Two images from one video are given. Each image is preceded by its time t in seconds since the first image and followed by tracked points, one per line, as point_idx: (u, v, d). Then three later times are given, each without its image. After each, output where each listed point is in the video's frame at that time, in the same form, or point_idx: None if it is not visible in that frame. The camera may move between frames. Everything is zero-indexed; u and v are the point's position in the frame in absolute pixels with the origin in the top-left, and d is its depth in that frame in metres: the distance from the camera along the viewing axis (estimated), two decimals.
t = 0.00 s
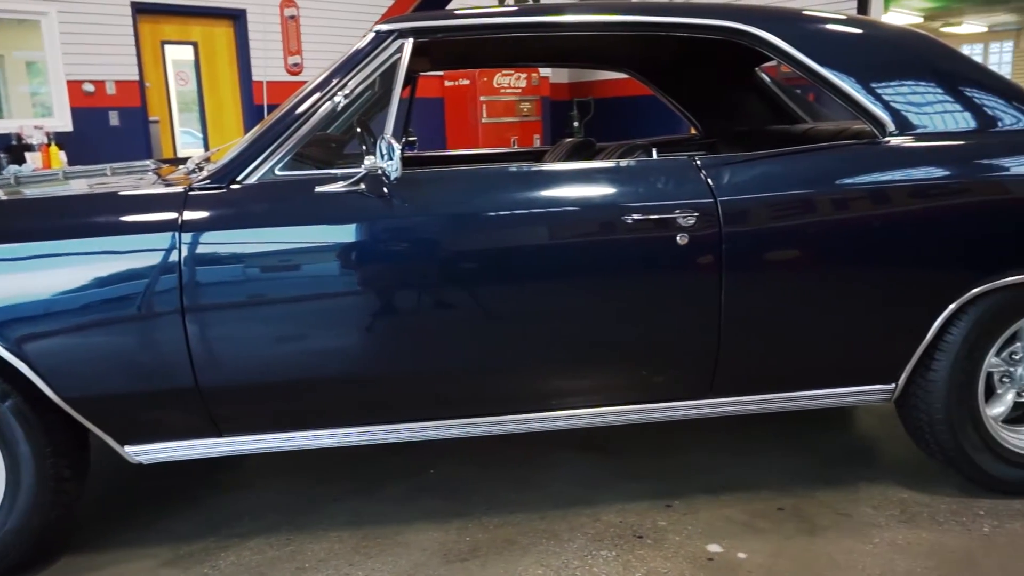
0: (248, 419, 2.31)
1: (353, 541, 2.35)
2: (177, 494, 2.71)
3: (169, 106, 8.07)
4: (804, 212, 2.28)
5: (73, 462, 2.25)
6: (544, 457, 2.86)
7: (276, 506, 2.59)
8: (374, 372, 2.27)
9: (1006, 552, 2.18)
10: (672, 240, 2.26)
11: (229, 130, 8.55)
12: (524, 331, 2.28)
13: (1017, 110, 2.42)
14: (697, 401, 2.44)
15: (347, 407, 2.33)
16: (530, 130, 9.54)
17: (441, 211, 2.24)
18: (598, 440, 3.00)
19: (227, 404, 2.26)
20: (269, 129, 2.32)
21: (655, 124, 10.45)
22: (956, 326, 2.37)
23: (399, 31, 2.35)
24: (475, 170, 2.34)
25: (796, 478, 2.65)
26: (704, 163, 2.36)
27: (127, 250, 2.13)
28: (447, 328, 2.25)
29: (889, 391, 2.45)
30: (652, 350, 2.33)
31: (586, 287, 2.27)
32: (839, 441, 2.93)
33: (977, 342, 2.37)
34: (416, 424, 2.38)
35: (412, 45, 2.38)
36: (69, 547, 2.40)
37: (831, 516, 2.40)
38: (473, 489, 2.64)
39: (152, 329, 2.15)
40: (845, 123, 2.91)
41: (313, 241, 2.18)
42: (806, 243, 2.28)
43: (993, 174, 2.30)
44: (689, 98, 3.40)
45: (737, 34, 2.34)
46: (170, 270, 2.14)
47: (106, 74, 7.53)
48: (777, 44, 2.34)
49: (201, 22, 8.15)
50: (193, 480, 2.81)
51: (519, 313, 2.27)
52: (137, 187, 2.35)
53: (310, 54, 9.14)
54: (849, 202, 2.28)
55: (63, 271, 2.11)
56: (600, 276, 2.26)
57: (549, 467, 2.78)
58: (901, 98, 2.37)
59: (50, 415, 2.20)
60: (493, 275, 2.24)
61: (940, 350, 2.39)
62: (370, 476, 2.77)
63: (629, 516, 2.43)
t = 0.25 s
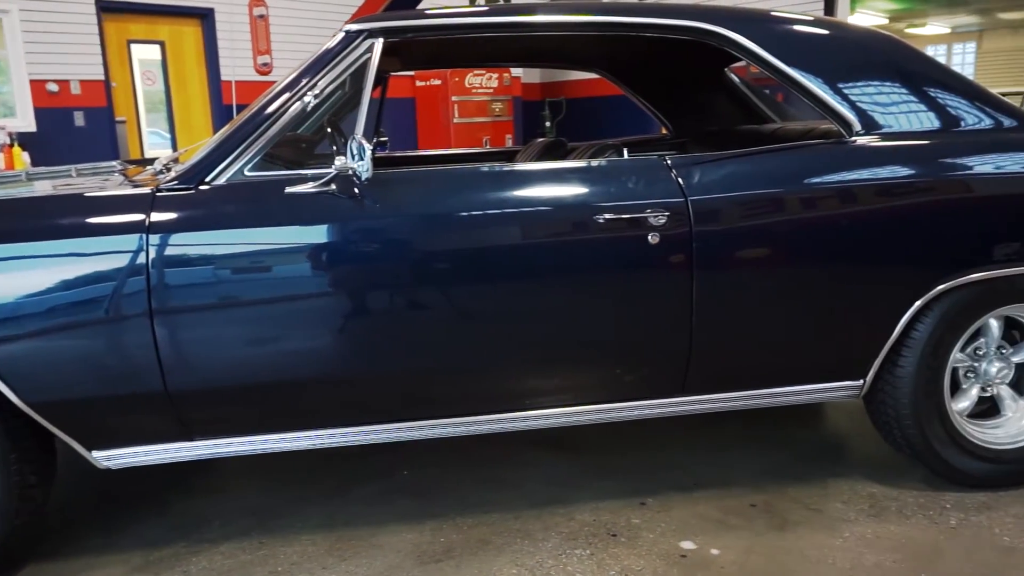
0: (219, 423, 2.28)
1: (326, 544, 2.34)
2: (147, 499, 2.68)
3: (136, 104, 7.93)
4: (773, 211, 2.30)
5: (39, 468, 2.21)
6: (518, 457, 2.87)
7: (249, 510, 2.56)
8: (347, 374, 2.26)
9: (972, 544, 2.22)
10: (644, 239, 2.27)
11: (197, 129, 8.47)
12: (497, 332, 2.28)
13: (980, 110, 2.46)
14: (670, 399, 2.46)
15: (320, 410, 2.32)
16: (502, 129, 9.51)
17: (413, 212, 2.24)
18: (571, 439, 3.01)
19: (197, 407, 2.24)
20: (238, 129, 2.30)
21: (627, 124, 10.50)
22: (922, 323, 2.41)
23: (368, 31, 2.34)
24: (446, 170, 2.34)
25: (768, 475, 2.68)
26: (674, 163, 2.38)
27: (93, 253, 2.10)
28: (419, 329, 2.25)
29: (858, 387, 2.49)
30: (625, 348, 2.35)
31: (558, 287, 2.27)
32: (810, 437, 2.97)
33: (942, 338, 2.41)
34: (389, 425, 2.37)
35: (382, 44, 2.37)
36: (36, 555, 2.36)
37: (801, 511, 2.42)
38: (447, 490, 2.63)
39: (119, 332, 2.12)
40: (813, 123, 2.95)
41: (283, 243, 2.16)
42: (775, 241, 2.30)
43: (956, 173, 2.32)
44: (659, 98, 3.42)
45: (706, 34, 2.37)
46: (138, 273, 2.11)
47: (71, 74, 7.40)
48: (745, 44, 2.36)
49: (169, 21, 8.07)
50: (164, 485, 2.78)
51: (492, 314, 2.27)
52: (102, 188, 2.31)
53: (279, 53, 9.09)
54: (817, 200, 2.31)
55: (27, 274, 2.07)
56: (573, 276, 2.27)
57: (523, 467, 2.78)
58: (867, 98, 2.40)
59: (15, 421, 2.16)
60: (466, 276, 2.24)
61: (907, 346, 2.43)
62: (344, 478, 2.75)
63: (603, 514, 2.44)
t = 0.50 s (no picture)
0: (194, 426, 2.26)
1: (303, 547, 2.32)
2: (121, 504, 2.64)
3: (107, 105, 7.80)
4: (747, 210, 2.32)
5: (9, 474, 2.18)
6: (496, 457, 2.87)
7: (225, 513, 2.54)
8: (323, 376, 2.24)
9: (944, 538, 2.25)
10: (620, 239, 2.28)
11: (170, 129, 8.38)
12: (474, 332, 2.28)
13: (949, 110, 2.50)
14: (647, 398, 2.47)
15: (295, 412, 2.30)
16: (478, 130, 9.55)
17: (389, 213, 2.23)
18: (550, 439, 3.02)
19: (171, 410, 2.21)
20: (210, 129, 2.28)
21: (603, 124, 10.55)
22: (894, 320, 2.44)
23: (342, 31, 2.32)
24: (422, 170, 2.34)
25: (744, 471, 2.70)
26: (649, 163, 2.39)
27: (64, 255, 2.07)
28: (396, 329, 2.24)
29: (831, 384, 2.51)
30: (602, 348, 2.35)
31: (535, 287, 2.27)
32: (786, 434, 3.00)
33: (913, 335, 2.44)
34: (365, 427, 2.36)
35: (356, 45, 2.36)
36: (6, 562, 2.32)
37: (777, 508, 2.45)
38: (426, 491, 2.63)
39: (91, 335, 2.09)
40: (787, 122, 2.98)
41: (257, 244, 2.15)
42: (750, 240, 2.32)
43: (926, 172, 2.35)
44: (634, 98, 3.44)
45: (680, 35, 2.38)
46: (110, 275, 2.08)
47: (40, 73, 7.29)
48: (719, 44, 2.38)
49: (141, 21, 7.98)
50: (138, 490, 2.74)
51: (469, 314, 2.26)
52: (73, 189, 2.28)
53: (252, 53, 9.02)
54: (791, 199, 2.33)
55: None
56: (549, 276, 2.27)
57: (501, 467, 2.78)
58: (839, 98, 2.43)
59: None
60: (442, 276, 2.23)
61: (879, 343, 2.46)
62: (321, 480, 2.74)
63: (581, 513, 2.45)
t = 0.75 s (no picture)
0: (167, 430, 2.24)
1: (279, 550, 2.31)
2: (93, 510, 2.61)
3: (75, 105, 7.72)
4: (721, 209, 2.34)
5: None
6: (474, 457, 2.87)
7: (200, 518, 2.52)
8: (298, 378, 2.23)
9: (916, 531, 2.28)
10: (595, 238, 2.29)
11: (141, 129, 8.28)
12: (450, 332, 2.28)
13: (918, 109, 2.54)
14: (623, 396, 2.48)
15: (270, 414, 2.29)
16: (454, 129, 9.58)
17: (363, 213, 2.22)
18: (527, 438, 3.02)
19: (144, 414, 2.19)
20: (182, 130, 2.25)
21: (579, 124, 10.58)
22: (865, 317, 2.47)
23: (315, 30, 2.31)
24: (397, 170, 2.33)
25: (720, 468, 2.72)
26: (624, 162, 2.40)
27: (32, 258, 2.04)
28: (372, 330, 2.23)
29: (804, 380, 2.54)
30: (578, 347, 2.36)
31: (511, 287, 2.27)
32: (761, 431, 3.02)
33: (884, 332, 2.47)
34: (341, 428, 2.35)
35: (329, 44, 2.35)
36: None
37: (752, 504, 2.47)
38: (403, 492, 2.62)
39: (60, 339, 2.06)
40: (759, 122, 3.01)
41: (230, 246, 2.13)
42: (724, 239, 2.34)
43: (896, 171, 2.38)
44: (608, 98, 3.46)
45: (653, 35, 2.40)
46: (80, 278, 2.06)
47: (6, 73, 7.16)
48: (692, 44, 2.40)
49: (110, 20, 7.90)
50: (111, 495, 2.71)
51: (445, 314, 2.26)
52: (41, 191, 2.25)
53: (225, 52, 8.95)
54: (763, 198, 2.35)
55: None
56: (525, 276, 2.28)
57: (479, 467, 2.78)
58: (811, 98, 2.46)
59: None
60: (417, 277, 2.23)
61: (851, 340, 2.49)
62: (297, 483, 2.72)
63: (558, 512, 2.45)
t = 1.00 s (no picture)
0: (137, 434, 2.21)
1: (254, 554, 2.29)
2: (63, 517, 2.57)
3: (42, 105, 7.55)
4: (694, 208, 2.35)
5: None
6: (450, 458, 2.86)
7: (172, 523, 2.49)
8: (272, 380, 2.21)
9: (887, 525, 2.32)
10: (568, 238, 2.30)
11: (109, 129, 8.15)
12: (424, 333, 2.27)
13: (886, 109, 2.57)
14: (598, 395, 2.49)
15: (243, 417, 2.27)
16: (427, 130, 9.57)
17: (336, 214, 2.21)
18: (503, 438, 3.02)
19: (114, 419, 2.16)
20: (151, 130, 2.23)
21: (554, 123, 10.61)
22: (836, 314, 2.50)
23: (286, 30, 2.30)
24: (369, 171, 2.32)
25: (695, 466, 2.74)
26: (597, 162, 2.41)
27: None
28: (346, 331, 2.22)
29: (777, 377, 2.56)
30: (553, 346, 2.36)
31: (486, 287, 2.27)
32: (735, 428, 3.05)
33: (855, 329, 2.50)
34: (315, 431, 2.33)
35: (301, 44, 2.33)
36: None
37: (726, 501, 2.49)
38: (379, 494, 2.61)
39: (27, 343, 2.03)
40: (730, 122, 3.03)
41: (201, 247, 2.11)
42: (697, 238, 2.35)
43: (865, 169, 2.41)
44: (581, 98, 3.48)
45: (626, 35, 2.41)
46: (47, 281, 2.02)
47: None
48: (663, 45, 2.41)
49: (77, 19, 7.78)
50: (81, 501, 2.67)
51: (419, 315, 2.25)
52: (7, 193, 2.21)
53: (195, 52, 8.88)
54: (736, 197, 2.36)
55: None
56: (499, 276, 2.27)
57: (455, 468, 2.78)
58: (781, 98, 2.48)
59: None
60: (391, 277, 2.22)
61: (822, 337, 2.51)
62: (272, 486, 2.70)
63: (534, 512, 2.46)
